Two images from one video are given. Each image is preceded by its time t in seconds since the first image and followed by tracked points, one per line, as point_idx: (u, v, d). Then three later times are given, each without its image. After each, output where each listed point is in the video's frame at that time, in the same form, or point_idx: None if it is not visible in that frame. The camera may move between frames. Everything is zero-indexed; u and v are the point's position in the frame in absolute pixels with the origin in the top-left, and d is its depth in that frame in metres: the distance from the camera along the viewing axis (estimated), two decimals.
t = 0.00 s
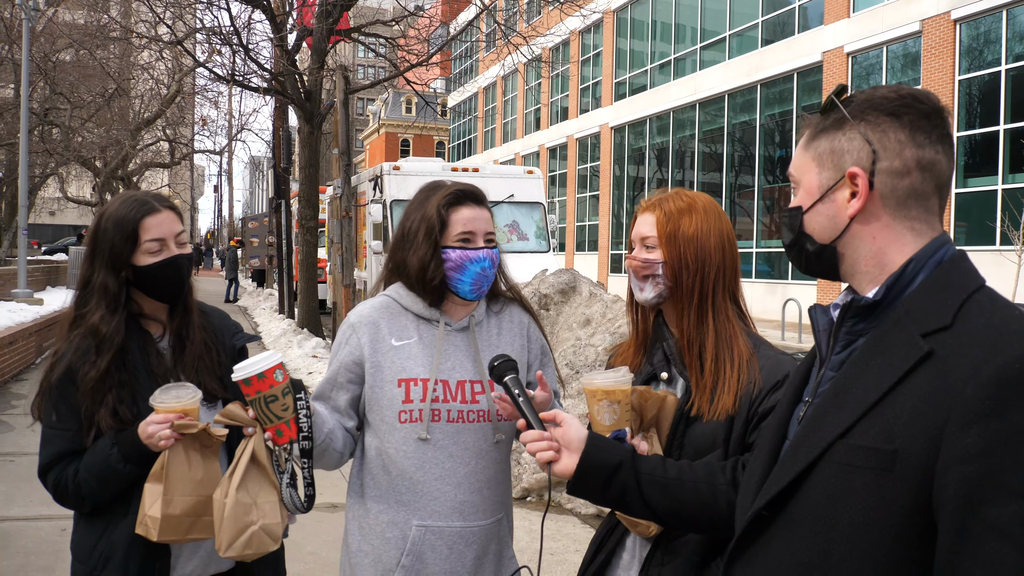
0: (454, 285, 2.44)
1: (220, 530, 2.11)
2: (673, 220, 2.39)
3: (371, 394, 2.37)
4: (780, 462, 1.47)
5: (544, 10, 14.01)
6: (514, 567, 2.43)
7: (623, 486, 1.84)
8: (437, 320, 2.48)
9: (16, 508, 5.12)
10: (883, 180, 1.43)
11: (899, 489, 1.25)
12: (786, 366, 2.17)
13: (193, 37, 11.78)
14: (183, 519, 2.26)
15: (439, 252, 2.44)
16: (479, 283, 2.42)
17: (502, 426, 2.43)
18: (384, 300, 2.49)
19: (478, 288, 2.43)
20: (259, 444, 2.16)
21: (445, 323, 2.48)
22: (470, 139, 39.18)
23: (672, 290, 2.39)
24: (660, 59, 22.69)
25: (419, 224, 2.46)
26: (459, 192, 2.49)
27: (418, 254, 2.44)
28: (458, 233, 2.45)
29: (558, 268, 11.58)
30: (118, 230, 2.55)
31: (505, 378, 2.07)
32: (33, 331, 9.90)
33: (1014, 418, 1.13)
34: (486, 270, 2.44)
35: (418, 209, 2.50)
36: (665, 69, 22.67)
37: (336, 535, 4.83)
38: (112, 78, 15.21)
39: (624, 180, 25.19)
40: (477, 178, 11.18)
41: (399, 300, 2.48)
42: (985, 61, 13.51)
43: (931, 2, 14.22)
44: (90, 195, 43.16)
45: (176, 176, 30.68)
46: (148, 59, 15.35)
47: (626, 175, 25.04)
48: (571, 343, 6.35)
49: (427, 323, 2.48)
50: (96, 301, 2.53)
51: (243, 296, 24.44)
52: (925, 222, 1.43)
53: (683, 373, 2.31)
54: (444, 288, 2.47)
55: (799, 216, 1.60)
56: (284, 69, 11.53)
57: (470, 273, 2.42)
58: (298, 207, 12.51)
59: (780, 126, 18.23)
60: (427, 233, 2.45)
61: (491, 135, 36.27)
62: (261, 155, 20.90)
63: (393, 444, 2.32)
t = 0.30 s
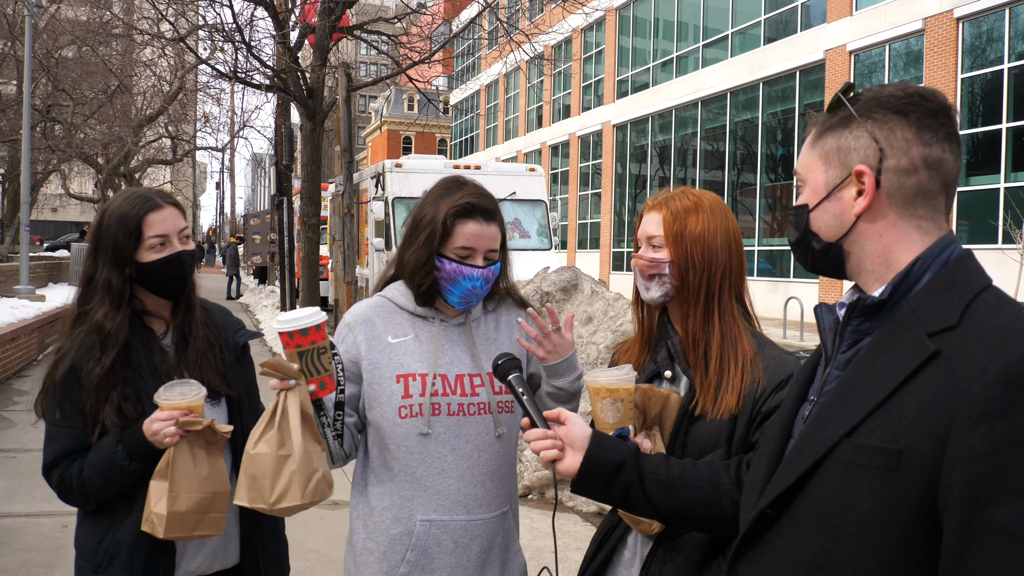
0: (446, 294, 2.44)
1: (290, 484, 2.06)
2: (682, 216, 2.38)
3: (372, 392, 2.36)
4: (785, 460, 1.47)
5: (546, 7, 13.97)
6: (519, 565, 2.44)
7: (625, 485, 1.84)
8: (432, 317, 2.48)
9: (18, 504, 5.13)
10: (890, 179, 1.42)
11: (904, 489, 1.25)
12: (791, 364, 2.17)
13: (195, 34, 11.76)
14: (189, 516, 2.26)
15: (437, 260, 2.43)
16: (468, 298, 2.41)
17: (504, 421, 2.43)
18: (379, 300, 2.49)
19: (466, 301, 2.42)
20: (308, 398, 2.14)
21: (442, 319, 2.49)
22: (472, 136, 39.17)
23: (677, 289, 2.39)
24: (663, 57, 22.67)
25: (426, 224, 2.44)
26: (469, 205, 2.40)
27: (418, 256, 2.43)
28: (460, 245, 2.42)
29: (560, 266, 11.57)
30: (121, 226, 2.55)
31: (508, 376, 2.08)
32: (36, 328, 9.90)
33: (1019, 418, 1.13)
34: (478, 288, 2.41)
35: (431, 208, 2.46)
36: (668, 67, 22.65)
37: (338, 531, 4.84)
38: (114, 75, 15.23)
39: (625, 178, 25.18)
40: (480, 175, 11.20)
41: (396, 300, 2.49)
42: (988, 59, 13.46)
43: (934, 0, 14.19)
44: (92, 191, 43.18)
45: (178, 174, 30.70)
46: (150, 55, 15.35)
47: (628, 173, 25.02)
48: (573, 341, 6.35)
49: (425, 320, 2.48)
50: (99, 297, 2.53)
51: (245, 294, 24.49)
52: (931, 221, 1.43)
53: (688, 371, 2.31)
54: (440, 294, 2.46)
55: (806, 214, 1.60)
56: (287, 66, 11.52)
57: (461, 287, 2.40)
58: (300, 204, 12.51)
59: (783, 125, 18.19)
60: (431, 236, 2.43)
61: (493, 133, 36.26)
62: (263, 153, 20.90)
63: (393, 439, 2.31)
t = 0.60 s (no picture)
0: (451, 290, 2.43)
1: (385, 428, 2.05)
2: (683, 217, 2.38)
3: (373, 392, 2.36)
4: (787, 461, 1.47)
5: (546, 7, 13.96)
6: (520, 566, 2.44)
7: (626, 486, 1.84)
8: (434, 317, 2.48)
9: (18, 504, 5.13)
10: (891, 179, 1.42)
11: (905, 490, 1.24)
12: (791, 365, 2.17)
13: (195, 34, 11.75)
14: (192, 516, 2.26)
15: (441, 257, 2.43)
16: (475, 291, 2.41)
17: (505, 421, 2.43)
18: (379, 301, 2.49)
19: (473, 296, 2.42)
20: (350, 358, 2.17)
21: (443, 319, 2.48)
22: (472, 136, 39.17)
23: (678, 289, 2.39)
24: (662, 57, 22.67)
25: (425, 224, 2.44)
26: (465, 198, 2.43)
27: (420, 256, 2.44)
28: (460, 239, 2.43)
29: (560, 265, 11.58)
30: (124, 226, 2.55)
31: (511, 374, 2.08)
32: (35, 328, 9.89)
33: (1019, 420, 1.12)
34: (484, 279, 2.42)
35: (427, 207, 2.47)
36: (667, 66, 22.64)
37: (338, 531, 4.84)
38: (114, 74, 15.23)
39: (625, 177, 25.18)
40: (479, 175, 11.20)
41: (396, 300, 2.48)
42: (988, 59, 13.47)
43: None
44: (92, 191, 43.19)
45: (178, 173, 30.67)
46: (150, 55, 15.35)
47: (628, 173, 25.04)
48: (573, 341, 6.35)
49: (426, 320, 2.47)
50: (102, 297, 2.53)
51: (245, 293, 24.50)
52: (932, 221, 1.43)
53: (688, 371, 2.31)
54: (443, 292, 2.46)
55: (807, 214, 1.59)
56: (286, 66, 11.51)
57: (467, 280, 2.41)
58: (299, 204, 12.51)
59: (783, 124, 18.18)
60: (431, 235, 2.43)
61: (493, 132, 36.27)
62: (263, 152, 20.91)
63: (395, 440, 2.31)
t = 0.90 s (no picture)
0: (452, 280, 2.42)
1: (375, 479, 1.98)
2: (684, 216, 2.38)
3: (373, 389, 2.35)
4: (785, 460, 1.47)
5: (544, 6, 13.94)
6: (520, 564, 2.44)
7: (625, 484, 1.84)
8: (435, 314, 2.47)
9: (17, 504, 5.12)
10: (891, 176, 1.42)
11: (905, 489, 1.24)
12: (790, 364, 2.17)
13: (193, 33, 11.73)
14: (191, 516, 2.25)
15: (439, 248, 2.43)
16: (477, 279, 2.41)
17: (504, 418, 2.43)
18: (379, 300, 2.48)
19: (476, 284, 2.41)
20: (369, 395, 2.06)
21: (443, 316, 2.47)
22: (471, 135, 39.18)
23: (675, 286, 2.39)
24: (661, 56, 22.67)
25: (419, 220, 2.45)
26: (458, 189, 2.47)
27: (418, 252, 2.43)
28: (457, 229, 2.44)
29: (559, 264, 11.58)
30: (125, 226, 2.55)
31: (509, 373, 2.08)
32: (33, 328, 9.87)
33: (1018, 420, 1.12)
34: (485, 265, 2.42)
35: (419, 206, 2.48)
36: (666, 65, 22.64)
37: (337, 531, 4.83)
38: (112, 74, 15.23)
39: (624, 176, 25.20)
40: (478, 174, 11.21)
41: (396, 298, 2.48)
42: (986, 57, 13.48)
43: None
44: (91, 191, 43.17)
45: (176, 173, 30.66)
46: (148, 55, 15.34)
47: (627, 172, 25.03)
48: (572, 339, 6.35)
49: (426, 318, 2.46)
50: (103, 297, 2.52)
51: (243, 293, 24.50)
52: (931, 219, 1.43)
53: (687, 369, 2.31)
54: (445, 285, 2.46)
55: (806, 211, 1.59)
56: (285, 65, 11.50)
57: (469, 268, 2.40)
58: (298, 203, 12.50)
59: (781, 123, 18.17)
60: (426, 229, 2.43)
61: (492, 131, 36.25)
62: (261, 152, 20.88)
63: (395, 438, 2.30)
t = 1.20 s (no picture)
0: (461, 278, 2.44)
1: (389, 470, 1.99)
2: (690, 212, 2.38)
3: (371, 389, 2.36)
4: (786, 457, 1.47)
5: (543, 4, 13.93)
6: (521, 560, 2.44)
7: (626, 481, 1.84)
8: (432, 312, 2.46)
9: (16, 503, 5.12)
10: (892, 172, 1.42)
11: (906, 486, 1.24)
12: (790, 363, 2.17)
13: (191, 32, 11.72)
14: (192, 513, 2.25)
15: (448, 243, 2.42)
16: (486, 277, 2.44)
17: (503, 415, 2.44)
18: (377, 298, 2.48)
19: (484, 281, 2.44)
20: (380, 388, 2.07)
21: (442, 315, 2.47)
22: (469, 133, 39.16)
23: (678, 283, 2.40)
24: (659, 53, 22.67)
25: (428, 215, 2.43)
26: (472, 186, 2.48)
27: (425, 245, 2.41)
28: (470, 225, 2.44)
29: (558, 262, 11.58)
30: (129, 224, 2.55)
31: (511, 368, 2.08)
32: (31, 326, 9.86)
33: (1019, 418, 1.13)
34: (495, 264, 2.45)
35: (428, 201, 2.47)
36: (664, 63, 22.63)
37: (337, 529, 4.84)
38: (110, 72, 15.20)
39: (623, 174, 25.20)
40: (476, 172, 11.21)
41: (395, 296, 2.47)
42: (984, 55, 13.49)
43: None
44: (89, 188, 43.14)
45: (174, 171, 30.62)
46: (145, 53, 15.31)
47: (625, 170, 25.04)
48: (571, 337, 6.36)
49: (424, 316, 2.46)
50: (105, 296, 2.52)
51: (242, 291, 24.50)
52: (932, 216, 1.43)
53: (688, 366, 2.31)
54: (451, 280, 2.47)
55: (805, 208, 1.59)
56: (283, 63, 11.48)
57: (479, 265, 2.43)
58: (297, 201, 12.49)
59: (780, 121, 18.17)
60: (437, 224, 2.42)
61: (490, 129, 36.24)
62: (260, 150, 20.85)
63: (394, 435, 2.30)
